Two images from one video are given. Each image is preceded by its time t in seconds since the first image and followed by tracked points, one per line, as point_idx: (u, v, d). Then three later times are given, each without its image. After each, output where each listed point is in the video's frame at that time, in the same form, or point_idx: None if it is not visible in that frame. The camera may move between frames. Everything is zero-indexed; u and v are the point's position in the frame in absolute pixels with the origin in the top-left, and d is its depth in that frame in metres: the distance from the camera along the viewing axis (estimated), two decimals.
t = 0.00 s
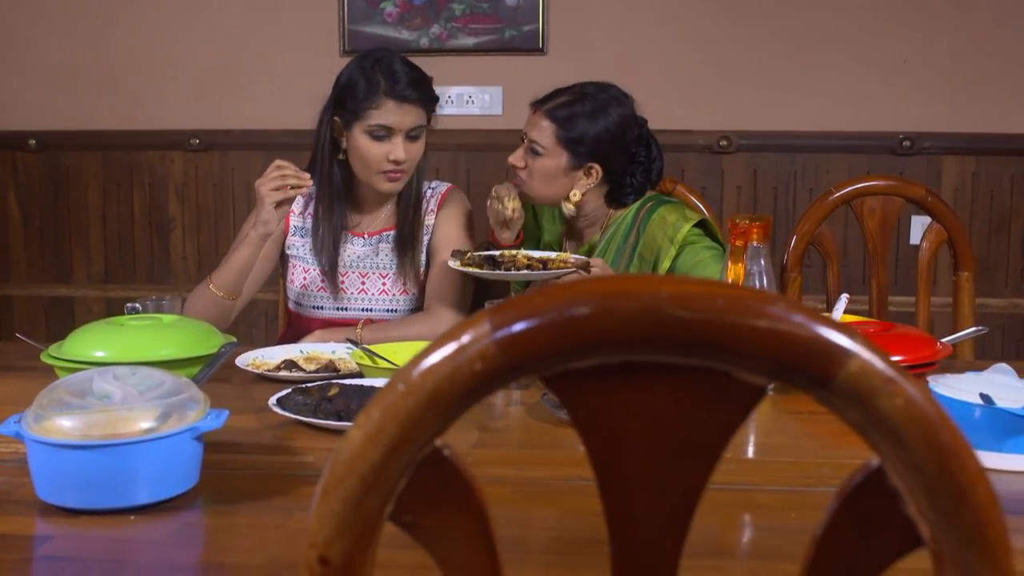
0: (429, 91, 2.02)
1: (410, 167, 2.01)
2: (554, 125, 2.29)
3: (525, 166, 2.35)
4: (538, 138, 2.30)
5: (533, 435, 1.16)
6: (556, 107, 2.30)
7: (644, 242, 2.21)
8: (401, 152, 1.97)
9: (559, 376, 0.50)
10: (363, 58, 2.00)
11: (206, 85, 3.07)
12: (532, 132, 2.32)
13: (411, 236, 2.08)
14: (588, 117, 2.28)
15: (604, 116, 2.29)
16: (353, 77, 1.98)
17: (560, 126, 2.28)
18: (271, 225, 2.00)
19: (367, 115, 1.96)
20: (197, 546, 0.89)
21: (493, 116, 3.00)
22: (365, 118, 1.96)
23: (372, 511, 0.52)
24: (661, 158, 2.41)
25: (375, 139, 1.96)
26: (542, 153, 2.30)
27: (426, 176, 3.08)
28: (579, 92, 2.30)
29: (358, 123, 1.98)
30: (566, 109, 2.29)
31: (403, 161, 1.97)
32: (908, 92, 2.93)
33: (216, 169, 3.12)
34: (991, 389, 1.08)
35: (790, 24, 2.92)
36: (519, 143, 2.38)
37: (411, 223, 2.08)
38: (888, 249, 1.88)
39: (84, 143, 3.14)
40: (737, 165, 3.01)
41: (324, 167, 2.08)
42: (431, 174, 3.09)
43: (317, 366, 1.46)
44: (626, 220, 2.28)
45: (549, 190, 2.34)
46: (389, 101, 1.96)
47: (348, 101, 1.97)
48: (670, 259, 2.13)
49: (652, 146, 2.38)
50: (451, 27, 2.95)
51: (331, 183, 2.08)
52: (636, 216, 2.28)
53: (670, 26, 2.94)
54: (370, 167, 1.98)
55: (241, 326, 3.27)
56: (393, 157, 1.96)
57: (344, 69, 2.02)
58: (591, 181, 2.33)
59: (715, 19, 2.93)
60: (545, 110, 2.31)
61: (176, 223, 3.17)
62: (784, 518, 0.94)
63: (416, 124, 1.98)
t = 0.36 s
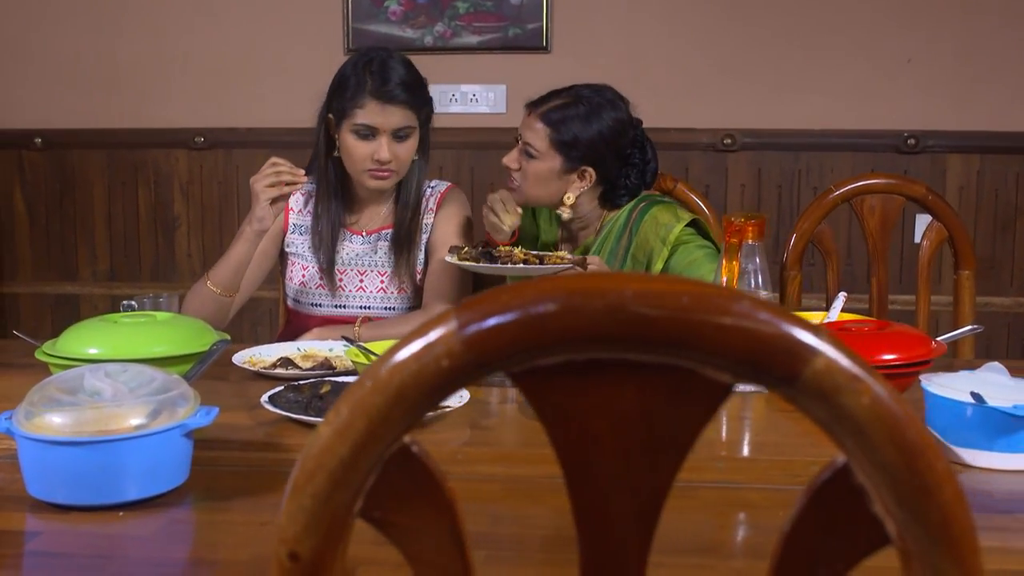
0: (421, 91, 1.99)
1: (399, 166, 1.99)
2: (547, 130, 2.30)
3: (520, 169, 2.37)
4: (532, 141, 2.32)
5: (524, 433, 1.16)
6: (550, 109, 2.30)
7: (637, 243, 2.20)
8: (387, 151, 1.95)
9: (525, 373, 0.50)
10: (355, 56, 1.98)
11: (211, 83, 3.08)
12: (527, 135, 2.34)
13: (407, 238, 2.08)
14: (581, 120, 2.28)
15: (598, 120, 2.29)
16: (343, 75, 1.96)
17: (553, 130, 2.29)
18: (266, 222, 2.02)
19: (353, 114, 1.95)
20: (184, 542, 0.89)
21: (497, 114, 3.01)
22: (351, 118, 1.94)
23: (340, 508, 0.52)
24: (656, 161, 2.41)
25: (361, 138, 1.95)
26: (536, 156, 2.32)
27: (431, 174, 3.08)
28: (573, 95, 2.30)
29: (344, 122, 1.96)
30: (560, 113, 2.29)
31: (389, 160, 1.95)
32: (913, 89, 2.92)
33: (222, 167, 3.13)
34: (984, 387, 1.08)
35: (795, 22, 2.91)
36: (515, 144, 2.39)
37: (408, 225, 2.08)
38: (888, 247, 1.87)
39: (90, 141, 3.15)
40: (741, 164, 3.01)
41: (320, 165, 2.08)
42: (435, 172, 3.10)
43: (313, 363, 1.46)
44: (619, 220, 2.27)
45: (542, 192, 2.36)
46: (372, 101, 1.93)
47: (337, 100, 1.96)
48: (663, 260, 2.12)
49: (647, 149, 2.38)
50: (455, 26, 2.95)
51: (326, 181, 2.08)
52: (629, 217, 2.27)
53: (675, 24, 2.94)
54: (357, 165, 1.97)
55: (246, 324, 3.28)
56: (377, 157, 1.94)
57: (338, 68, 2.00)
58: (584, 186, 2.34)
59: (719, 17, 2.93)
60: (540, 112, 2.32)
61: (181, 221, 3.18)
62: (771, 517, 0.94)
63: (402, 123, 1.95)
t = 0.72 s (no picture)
0: (414, 91, 1.99)
1: (393, 165, 1.99)
2: (589, 121, 2.17)
3: (575, 170, 2.19)
4: (580, 137, 2.17)
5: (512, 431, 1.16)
6: (578, 104, 2.18)
7: (660, 232, 2.23)
8: (380, 150, 1.94)
9: (487, 370, 0.50)
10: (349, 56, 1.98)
11: (214, 82, 3.09)
12: (567, 135, 2.18)
13: (402, 235, 2.07)
14: (608, 99, 2.20)
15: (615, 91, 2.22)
16: (338, 76, 1.96)
17: (593, 117, 2.17)
18: (262, 222, 2.03)
19: (346, 113, 1.94)
20: (168, 537, 0.90)
21: (499, 113, 3.01)
22: (344, 117, 1.94)
23: (304, 505, 0.52)
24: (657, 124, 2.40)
25: (353, 136, 1.94)
26: (592, 148, 2.18)
27: (433, 172, 3.09)
28: (589, 81, 2.19)
29: (337, 121, 1.96)
30: (590, 100, 2.18)
31: (381, 159, 1.94)
32: (916, 88, 2.92)
33: (225, 165, 3.14)
34: (972, 386, 1.08)
35: (798, 20, 2.91)
36: (549, 153, 2.22)
37: (402, 222, 2.07)
38: (886, 246, 1.86)
39: (93, 140, 3.16)
40: (743, 162, 3.00)
41: (315, 164, 2.08)
42: (438, 170, 3.10)
43: (307, 361, 1.47)
44: (637, 212, 2.28)
45: (603, 180, 2.23)
46: (365, 99, 1.93)
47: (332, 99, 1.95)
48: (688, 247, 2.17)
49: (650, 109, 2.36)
50: (457, 24, 2.95)
51: (320, 178, 2.08)
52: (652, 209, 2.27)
53: (677, 23, 2.93)
54: (349, 164, 1.97)
55: (249, 321, 3.29)
56: (372, 155, 1.94)
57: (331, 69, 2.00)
58: (628, 151, 2.28)
59: (722, 15, 2.92)
60: (571, 109, 2.18)
61: (185, 219, 3.19)
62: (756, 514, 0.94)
63: (394, 122, 1.95)
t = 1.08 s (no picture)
0: (400, 85, 1.98)
1: (379, 158, 1.98)
2: (626, 126, 2.10)
3: (608, 175, 2.12)
4: (617, 141, 2.10)
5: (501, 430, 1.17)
6: (617, 109, 2.10)
7: (681, 232, 2.16)
8: (366, 144, 1.94)
9: (451, 368, 0.50)
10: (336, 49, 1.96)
11: (218, 82, 3.10)
12: (604, 139, 2.10)
13: (396, 232, 2.08)
14: (641, 102, 2.13)
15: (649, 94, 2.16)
16: (324, 70, 1.94)
17: (631, 122, 2.10)
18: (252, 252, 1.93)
19: (331, 108, 1.93)
20: (153, 534, 0.90)
21: (503, 112, 3.01)
22: (329, 112, 1.93)
23: (271, 503, 0.53)
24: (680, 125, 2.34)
25: (340, 132, 1.93)
26: (627, 153, 2.11)
27: (437, 172, 3.09)
28: (625, 85, 2.12)
29: (323, 116, 1.94)
30: (626, 105, 2.10)
31: (367, 153, 1.94)
32: (921, 88, 2.91)
33: (230, 164, 3.15)
34: (962, 385, 1.07)
35: (802, 20, 2.90)
36: (582, 154, 2.14)
37: (396, 217, 2.08)
38: (886, 246, 1.86)
39: (100, 139, 3.17)
40: (747, 162, 3.00)
41: (305, 158, 2.06)
42: (442, 169, 3.10)
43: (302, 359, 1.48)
44: (660, 211, 2.20)
45: (634, 184, 2.17)
46: (350, 94, 1.91)
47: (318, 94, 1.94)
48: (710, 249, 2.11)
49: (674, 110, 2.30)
50: (461, 24, 2.95)
51: (309, 175, 2.07)
52: (671, 208, 2.20)
53: (681, 23, 2.93)
54: (335, 157, 1.96)
55: (254, 320, 3.30)
56: (359, 149, 1.93)
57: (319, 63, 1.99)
58: (656, 155, 2.22)
59: (726, 15, 2.92)
60: (609, 114, 2.09)
61: (190, 218, 3.20)
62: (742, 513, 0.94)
63: (380, 116, 1.93)
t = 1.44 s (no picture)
0: (394, 84, 1.99)
1: (373, 157, 1.98)
2: (625, 131, 2.07)
3: (603, 177, 2.11)
4: (612, 146, 2.08)
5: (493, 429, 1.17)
6: (617, 114, 2.08)
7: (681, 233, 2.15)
8: (359, 143, 1.94)
9: (418, 366, 0.51)
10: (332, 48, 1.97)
11: (225, 82, 3.11)
12: (602, 142, 2.08)
13: (393, 230, 2.09)
14: (645, 110, 2.11)
15: (654, 103, 2.14)
16: (319, 70, 1.95)
17: (631, 129, 2.08)
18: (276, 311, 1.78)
19: (325, 107, 1.94)
20: (143, 532, 0.91)
21: (509, 112, 3.01)
22: (323, 111, 1.93)
23: (242, 501, 0.53)
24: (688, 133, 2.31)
25: (333, 131, 1.93)
26: (623, 159, 2.09)
27: (443, 171, 3.10)
28: (631, 91, 2.10)
29: (318, 114, 1.95)
30: (629, 111, 2.08)
31: (360, 152, 1.94)
32: (927, 87, 2.89)
33: (237, 164, 3.16)
34: (955, 386, 1.07)
35: (808, 20, 2.90)
36: (580, 155, 2.12)
37: (393, 215, 2.09)
38: (887, 246, 1.85)
39: (107, 139, 3.19)
40: (753, 161, 2.99)
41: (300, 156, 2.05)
42: (447, 169, 3.11)
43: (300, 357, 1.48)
44: (660, 210, 2.19)
45: (629, 190, 2.15)
46: (343, 93, 1.92)
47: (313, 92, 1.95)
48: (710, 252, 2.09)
49: (682, 119, 2.27)
50: (467, 24, 2.96)
51: (305, 172, 2.05)
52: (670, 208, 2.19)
53: (687, 23, 2.93)
54: (330, 156, 1.97)
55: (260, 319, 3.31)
56: (352, 148, 1.94)
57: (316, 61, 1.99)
58: (658, 164, 2.20)
59: (732, 15, 2.91)
60: (609, 117, 2.07)
61: (197, 217, 3.21)
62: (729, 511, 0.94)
63: (374, 114, 1.94)
